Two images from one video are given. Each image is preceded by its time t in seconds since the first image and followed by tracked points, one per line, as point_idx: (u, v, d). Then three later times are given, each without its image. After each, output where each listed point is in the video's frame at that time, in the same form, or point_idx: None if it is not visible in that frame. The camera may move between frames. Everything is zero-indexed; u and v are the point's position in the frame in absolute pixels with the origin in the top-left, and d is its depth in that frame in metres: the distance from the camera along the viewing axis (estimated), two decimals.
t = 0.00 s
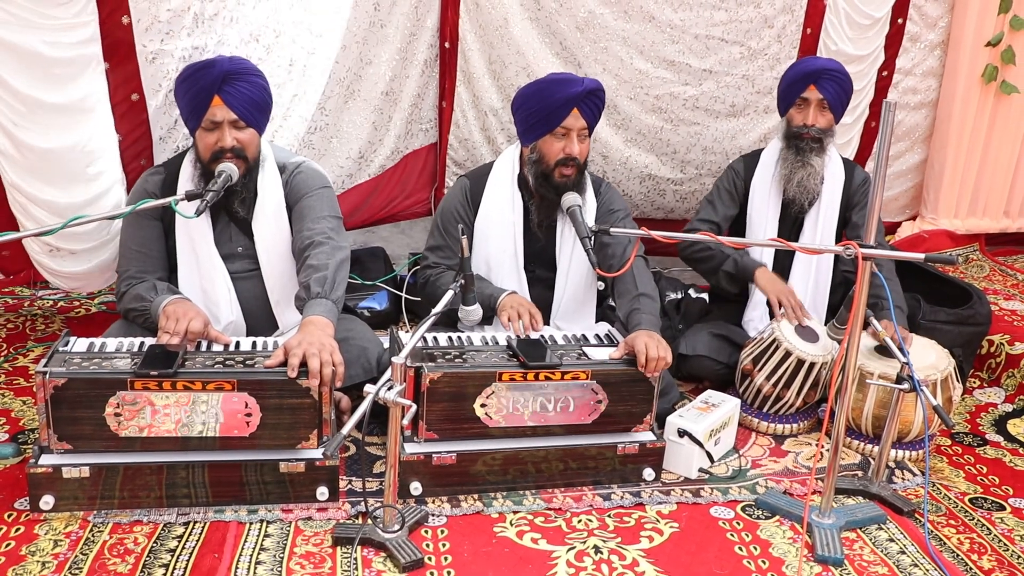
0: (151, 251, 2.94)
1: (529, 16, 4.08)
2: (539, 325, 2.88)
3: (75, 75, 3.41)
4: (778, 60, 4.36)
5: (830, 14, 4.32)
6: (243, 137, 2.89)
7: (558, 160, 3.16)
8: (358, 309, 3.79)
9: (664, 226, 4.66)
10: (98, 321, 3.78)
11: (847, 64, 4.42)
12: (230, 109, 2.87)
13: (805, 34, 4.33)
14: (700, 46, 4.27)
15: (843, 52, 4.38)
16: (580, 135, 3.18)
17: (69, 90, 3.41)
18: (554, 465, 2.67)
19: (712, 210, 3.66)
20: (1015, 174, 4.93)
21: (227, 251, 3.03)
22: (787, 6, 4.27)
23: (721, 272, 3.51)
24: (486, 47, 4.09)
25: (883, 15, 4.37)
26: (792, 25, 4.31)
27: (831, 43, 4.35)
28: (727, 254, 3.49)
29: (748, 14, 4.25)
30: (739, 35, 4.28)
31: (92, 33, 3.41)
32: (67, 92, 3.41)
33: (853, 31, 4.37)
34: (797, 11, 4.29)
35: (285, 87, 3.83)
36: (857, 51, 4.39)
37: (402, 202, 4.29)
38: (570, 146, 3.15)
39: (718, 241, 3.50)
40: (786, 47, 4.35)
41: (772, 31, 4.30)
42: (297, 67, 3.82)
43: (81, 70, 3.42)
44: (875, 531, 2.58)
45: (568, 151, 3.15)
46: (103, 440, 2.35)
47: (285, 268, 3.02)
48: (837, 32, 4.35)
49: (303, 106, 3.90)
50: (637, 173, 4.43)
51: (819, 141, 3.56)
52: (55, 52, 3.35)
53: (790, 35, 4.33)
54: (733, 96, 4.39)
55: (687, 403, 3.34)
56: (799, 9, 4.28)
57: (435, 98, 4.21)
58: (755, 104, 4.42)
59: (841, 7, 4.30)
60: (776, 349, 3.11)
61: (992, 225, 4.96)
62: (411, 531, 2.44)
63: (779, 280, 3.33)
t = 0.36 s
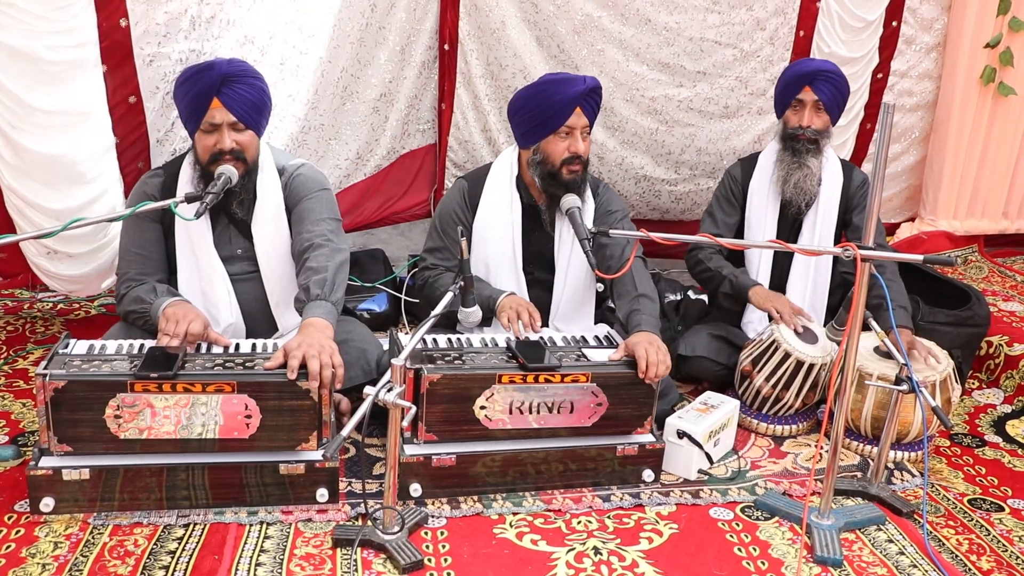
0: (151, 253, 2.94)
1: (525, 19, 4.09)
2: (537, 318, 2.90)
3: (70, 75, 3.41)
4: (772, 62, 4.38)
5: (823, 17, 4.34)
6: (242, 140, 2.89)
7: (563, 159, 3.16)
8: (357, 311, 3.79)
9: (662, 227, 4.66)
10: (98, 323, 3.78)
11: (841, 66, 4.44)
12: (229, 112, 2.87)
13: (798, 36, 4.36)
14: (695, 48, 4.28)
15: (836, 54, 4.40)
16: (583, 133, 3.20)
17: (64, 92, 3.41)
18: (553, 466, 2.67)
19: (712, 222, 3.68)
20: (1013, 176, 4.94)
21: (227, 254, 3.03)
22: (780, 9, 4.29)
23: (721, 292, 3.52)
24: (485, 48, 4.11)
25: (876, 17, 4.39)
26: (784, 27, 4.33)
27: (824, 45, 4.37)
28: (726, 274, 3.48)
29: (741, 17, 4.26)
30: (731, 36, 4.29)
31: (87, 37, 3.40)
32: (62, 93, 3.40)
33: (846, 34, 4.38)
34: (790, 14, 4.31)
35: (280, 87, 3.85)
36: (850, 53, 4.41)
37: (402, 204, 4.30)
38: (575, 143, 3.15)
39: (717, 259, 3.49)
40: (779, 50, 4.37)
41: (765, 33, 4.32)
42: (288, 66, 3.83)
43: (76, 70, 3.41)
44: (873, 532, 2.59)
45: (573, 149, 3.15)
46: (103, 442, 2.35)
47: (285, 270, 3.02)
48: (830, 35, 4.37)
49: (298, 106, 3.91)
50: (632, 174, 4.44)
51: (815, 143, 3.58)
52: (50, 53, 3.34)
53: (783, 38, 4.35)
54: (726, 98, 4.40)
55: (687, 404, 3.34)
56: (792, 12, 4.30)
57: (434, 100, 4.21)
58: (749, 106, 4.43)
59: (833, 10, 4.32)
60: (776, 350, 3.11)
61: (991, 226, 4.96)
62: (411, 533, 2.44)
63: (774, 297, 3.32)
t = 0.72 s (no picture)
0: (150, 256, 2.95)
1: (522, 20, 4.10)
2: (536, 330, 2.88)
3: (63, 75, 3.38)
4: (766, 64, 4.40)
5: (817, 18, 4.35)
6: (240, 142, 2.90)
7: (563, 158, 3.16)
8: (356, 312, 3.78)
9: (659, 228, 4.67)
10: (97, 325, 3.78)
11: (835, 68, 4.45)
12: (228, 113, 2.88)
13: (793, 38, 4.38)
14: (690, 49, 4.28)
15: (831, 57, 4.42)
16: (582, 132, 3.21)
17: (58, 91, 3.38)
18: (552, 467, 2.67)
19: (710, 217, 3.68)
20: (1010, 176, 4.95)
21: (226, 256, 3.03)
22: (775, 11, 4.31)
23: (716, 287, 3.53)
24: (483, 50, 4.12)
25: (871, 20, 4.41)
26: (778, 29, 4.35)
27: (819, 47, 4.38)
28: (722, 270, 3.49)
29: (736, 19, 4.28)
30: (726, 38, 4.30)
31: (84, 36, 3.39)
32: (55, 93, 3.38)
33: (841, 36, 4.39)
34: (785, 16, 4.33)
35: (281, 90, 3.80)
36: (845, 56, 4.42)
37: (401, 205, 4.32)
38: (575, 142, 3.16)
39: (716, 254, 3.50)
40: (774, 52, 4.39)
41: (760, 35, 4.34)
42: (290, 68, 3.80)
43: (69, 70, 3.39)
44: (872, 532, 2.59)
45: (573, 148, 3.16)
46: (101, 444, 2.35)
47: (284, 272, 3.03)
48: (825, 37, 4.39)
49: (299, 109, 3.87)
50: (628, 175, 4.45)
51: (813, 144, 3.58)
52: (44, 52, 3.31)
53: (778, 40, 4.37)
54: (721, 99, 4.41)
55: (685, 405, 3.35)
56: (787, 14, 4.32)
57: (434, 102, 4.22)
58: (744, 107, 4.44)
59: (828, 12, 4.34)
60: (774, 351, 3.12)
61: (989, 227, 4.97)
62: (411, 534, 2.45)
63: (774, 297, 3.32)
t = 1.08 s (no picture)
0: (149, 257, 2.95)
1: (521, 22, 4.11)
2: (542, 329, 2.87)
3: (63, 78, 3.38)
4: (765, 65, 4.41)
5: (817, 20, 4.36)
6: (239, 143, 2.90)
7: (561, 158, 3.16)
8: (355, 313, 3.78)
9: (658, 229, 4.67)
10: (96, 326, 3.78)
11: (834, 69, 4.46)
12: (226, 115, 2.88)
13: (792, 40, 4.38)
14: (689, 51, 4.29)
15: (829, 58, 4.42)
16: (580, 132, 3.21)
17: (57, 93, 3.39)
18: (551, 469, 2.67)
19: (712, 209, 3.67)
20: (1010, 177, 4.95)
21: (224, 257, 3.04)
22: (775, 13, 4.31)
23: (717, 276, 3.53)
24: (482, 52, 4.13)
25: (869, 22, 4.42)
26: (778, 31, 4.35)
27: (818, 48, 4.39)
28: (725, 259, 3.50)
29: (736, 20, 4.29)
30: (725, 40, 4.31)
31: (84, 37, 3.37)
32: (55, 95, 3.38)
33: (839, 37, 4.40)
34: (785, 17, 4.34)
35: (285, 92, 3.76)
36: (843, 57, 4.43)
37: (401, 207, 4.33)
38: (572, 142, 3.16)
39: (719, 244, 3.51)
40: (774, 53, 4.39)
41: (760, 36, 4.34)
42: (295, 72, 3.76)
43: (69, 73, 3.39)
44: (871, 534, 2.59)
45: (570, 147, 3.16)
46: (100, 445, 2.35)
47: (284, 274, 3.03)
48: (824, 38, 4.39)
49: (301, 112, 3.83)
50: (627, 176, 4.46)
51: (814, 146, 3.59)
52: (44, 54, 3.31)
53: (777, 41, 4.37)
54: (720, 100, 4.41)
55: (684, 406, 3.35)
56: (787, 15, 4.33)
57: (434, 104, 4.24)
58: (743, 108, 4.45)
59: (827, 13, 4.34)
60: (772, 353, 3.12)
61: (987, 228, 4.98)
62: (409, 535, 2.45)
63: (772, 292, 3.35)
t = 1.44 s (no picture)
0: (149, 258, 2.95)
1: (522, 23, 4.11)
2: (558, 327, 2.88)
3: (66, 80, 3.36)
4: (767, 66, 4.41)
5: (819, 21, 4.36)
6: (239, 144, 2.90)
7: (559, 158, 3.17)
8: (354, 314, 3.79)
9: (659, 231, 4.67)
10: (96, 327, 3.79)
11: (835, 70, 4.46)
12: (226, 116, 2.88)
13: (794, 40, 4.38)
14: (691, 51, 4.29)
15: (832, 58, 4.42)
16: (578, 133, 3.21)
17: (61, 95, 3.37)
18: (550, 469, 2.67)
19: (712, 226, 3.71)
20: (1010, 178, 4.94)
21: (224, 258, 3.04)
22: (776, 13, 4.31)
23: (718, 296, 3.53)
24: (482, 53, 4.13)
25: (872, 22, 4.41)
26: (781, 31, 4.35)
27: (820, 49, 4.39)
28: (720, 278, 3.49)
29: (738, 21, 4.29)
30: (727, 41, 4.31)
31: (89, 39, 3.36)
32: (58, 97, 3.36)
33: (842, 38, 4.40)
34: (787, 17, 4.33)
35: (286, 93, 3.78)
36: (845, 58, 4.43)
37: (400, 208, 4.34)
38: (570, 142, 3.17)
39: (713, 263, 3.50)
40: (775, 53, 4.39)
41: (762, 37, 4.35)
42: (297, 73, 3.79)
43: (72, 74, 3.37)
44: (871, 535, 2.59)
45: (568, 148, 3.16)
46: (99, 447, 2.35)
47: (284, 274, 3.03)
48: (826, 38, 4.39)
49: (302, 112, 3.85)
50: (629, 177, 4.46)
51: (813, 147, 3.59)
52: (47, 56, 3.29)
53: (779, 42, 4.38)
54: (721, 101, 4.42)
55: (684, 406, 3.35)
56: (789, 15, 4.33)
57: (434, 104, 4.25)
58: (745, 109, 4.45)
59: (829, 14, 4.34)
60: (772, 354, 3.12)
61: (987, 229, 4.97)
62: (409, 536, 2.45)
63: (771, 297, 3.27)
